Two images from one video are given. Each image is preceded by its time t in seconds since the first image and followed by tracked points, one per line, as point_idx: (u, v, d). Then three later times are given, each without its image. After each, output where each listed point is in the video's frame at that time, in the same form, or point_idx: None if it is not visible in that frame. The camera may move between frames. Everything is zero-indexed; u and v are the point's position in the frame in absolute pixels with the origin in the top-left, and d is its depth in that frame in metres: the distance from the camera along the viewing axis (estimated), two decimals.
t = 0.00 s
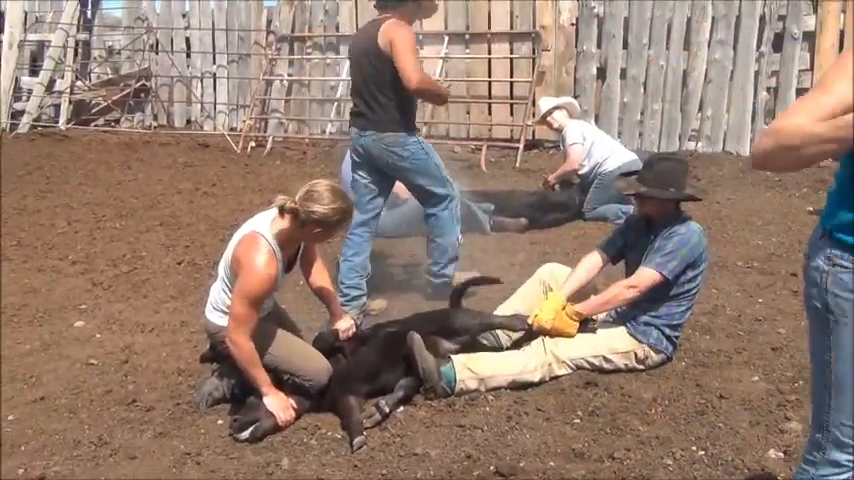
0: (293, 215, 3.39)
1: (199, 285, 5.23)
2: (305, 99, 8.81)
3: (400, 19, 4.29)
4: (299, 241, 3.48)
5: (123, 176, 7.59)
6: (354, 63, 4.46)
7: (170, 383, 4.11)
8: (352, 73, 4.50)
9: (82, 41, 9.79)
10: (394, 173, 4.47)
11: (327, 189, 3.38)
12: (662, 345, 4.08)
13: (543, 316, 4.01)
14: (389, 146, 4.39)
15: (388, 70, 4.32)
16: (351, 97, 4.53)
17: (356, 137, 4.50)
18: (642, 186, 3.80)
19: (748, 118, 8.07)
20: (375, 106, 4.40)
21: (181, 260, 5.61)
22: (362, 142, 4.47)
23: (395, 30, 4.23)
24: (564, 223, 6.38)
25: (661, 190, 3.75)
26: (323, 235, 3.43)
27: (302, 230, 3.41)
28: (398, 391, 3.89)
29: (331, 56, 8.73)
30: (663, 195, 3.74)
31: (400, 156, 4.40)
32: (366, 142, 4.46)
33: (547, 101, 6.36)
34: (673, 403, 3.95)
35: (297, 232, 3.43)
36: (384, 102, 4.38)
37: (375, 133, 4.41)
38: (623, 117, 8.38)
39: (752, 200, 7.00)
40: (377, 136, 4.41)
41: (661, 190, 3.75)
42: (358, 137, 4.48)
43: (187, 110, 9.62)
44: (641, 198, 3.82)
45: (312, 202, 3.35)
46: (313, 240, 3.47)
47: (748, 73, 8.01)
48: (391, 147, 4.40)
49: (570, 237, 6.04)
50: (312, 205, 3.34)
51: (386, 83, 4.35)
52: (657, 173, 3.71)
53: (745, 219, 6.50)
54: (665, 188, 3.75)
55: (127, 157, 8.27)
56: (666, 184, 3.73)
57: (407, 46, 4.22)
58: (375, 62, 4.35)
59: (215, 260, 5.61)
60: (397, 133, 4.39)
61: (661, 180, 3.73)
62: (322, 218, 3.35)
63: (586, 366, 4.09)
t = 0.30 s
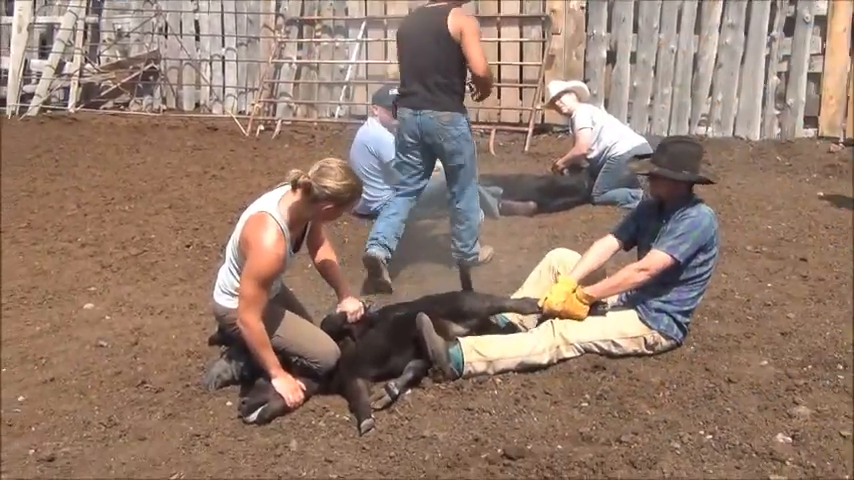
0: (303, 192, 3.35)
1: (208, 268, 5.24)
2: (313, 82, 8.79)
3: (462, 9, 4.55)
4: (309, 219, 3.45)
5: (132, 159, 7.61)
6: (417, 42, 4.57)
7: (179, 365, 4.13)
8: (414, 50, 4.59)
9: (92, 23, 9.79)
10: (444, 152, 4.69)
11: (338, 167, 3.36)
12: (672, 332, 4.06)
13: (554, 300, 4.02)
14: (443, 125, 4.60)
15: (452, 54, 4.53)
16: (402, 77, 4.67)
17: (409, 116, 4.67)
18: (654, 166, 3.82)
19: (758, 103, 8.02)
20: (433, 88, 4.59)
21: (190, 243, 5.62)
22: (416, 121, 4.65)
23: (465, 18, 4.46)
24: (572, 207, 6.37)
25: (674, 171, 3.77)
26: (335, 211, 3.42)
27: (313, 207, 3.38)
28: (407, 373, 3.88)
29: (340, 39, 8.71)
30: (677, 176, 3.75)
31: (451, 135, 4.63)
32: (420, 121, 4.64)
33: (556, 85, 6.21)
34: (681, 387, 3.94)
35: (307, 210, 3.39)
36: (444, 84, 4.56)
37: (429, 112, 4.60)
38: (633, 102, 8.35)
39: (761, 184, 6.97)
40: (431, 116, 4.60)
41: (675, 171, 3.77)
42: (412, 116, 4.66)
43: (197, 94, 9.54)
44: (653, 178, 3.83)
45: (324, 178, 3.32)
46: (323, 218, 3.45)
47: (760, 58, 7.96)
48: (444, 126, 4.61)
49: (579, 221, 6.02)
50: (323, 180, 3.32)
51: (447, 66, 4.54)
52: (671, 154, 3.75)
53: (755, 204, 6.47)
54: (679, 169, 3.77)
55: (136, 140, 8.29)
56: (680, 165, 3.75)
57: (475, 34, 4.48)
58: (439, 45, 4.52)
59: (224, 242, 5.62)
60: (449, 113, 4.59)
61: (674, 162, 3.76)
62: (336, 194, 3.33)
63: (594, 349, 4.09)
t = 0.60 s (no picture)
0: (317, 164, 3.34)
1: (220, 246, 5.26)
2: (325, 61, 8.75)
3: None
4: (322, 194, 3.43)
5: (145, 137, 7.63)
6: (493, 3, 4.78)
7: (191, 342, 4.15)
8: (488, 8, 4.78)
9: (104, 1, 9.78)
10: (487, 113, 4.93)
11: (352, 139, 3.36)
12: (687, 313, 4.03)
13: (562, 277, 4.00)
14: (493, 90, 4.85)
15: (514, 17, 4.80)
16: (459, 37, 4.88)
17: (462, 76, 4.90)
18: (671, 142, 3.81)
19: (773, 84, 7.96)
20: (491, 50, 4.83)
21: (202, 221, 5.64)
22: (468, 81, 4.89)
23: None
24: (585, 187, 6.36)
25: (691, 148, 3.75)
26: (349, 185, 3.40)
27: (326, 180, 3.37)
28: (427, 345, 3.84)
29: (352, 17, 8.67)
30: (694, 152, 3.73)
31: (499, 100, 4.89)
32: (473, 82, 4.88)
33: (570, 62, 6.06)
34: (692, 367, 3.94)
35: (320, 182, 3.38)
36: (502, 48, 4.84)
37: (483, 74, 4.84)
38: (647, 83, 8.30)
39: (775, 166, 6.93)
40: (484, 79, 4.85)
41: (692, 147, 3.75)
42: (465, 76, 4.89)
43: (208, 71, 9.62)
44: (671, 153, 3.82)
45: (337, 149, 3.32)
46: (337, 192, 3.43)
47: (775, 39, 7.90)
48: (493, 91, 4.86)
49: (591, 202, 6.00)
50: (337, 150, 3.31)
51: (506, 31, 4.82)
52: (689, 131, 3.73)
53: (769, 185, 6.43)
54: (695, 146, 3.75)
55: (148, 118, 8.31)
56: (697, 141, 3.74)
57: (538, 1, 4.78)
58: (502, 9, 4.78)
59: (235, 220, 5.64)
60: (501, 79, 4.86)
61: (692, 138, 3.74)
62: (350, 165, 3.33)
63: (606, 330, 4.08)
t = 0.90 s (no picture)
0: (331, 141, 3.34)
1: (229, 233, 5.27)
2: (335, 48, 8.72)
3: None
4: (335, 173, 3.42)
5: (154, 124, 7.63)
6: None
7: (200, 329, 4.16)
8: None
9: None
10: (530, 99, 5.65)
11: (365, 117, 3.36)
12: (694, 303, 4.01)
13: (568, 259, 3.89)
14: (538, 77, 5.48)
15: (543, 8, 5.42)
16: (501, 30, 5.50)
17: (507, 63, 5.52)
18: (681, 133, 3.80)
19: (784, 74, 7.93)
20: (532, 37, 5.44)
21: (211, 208, 5.64)
22: (514, 66, 5.49)
23: None
24: (593, 176, 6.34)
25: (702, 137, 3.73)
26: (362, 163, 3.40)
27: (340, 158, 3.36)
28: (436, 336, 3.82)
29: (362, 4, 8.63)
30: (705, 142, 3.72)
31: (544, 86, 5.51)
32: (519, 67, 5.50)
33: (581, 51, 6.04)
34: (700, 358, 3.93)
35: (334, 161, 3.37)
36: (539, 39, 5.45)
37: (527, 60, 5.46)
38: (657, 73, 8.26)
39: (786, 157, 6.89)
40: (528, 64, 5.46)
41: (703, 137, 3.74)
42: (511, 62, 5.49)
43: (218, 58, 9.61)
44: (679, 145, 3.80)
45: (351, 126, 3.31)
46: (350, 172, 3.41)
47: (787, 29, 7.85)
48: (538, 77, 5.48)
49: (599, 192, 5.98)
50: (350, 127, 3.30)
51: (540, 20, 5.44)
52: (700, 120, 3.73)
53: (779, 176, 6.40)
54: (706, 135, 3.73)
55: (158, 105, 8.30)
56: (707, 131, 3.73)
57: None
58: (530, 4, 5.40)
59: (244, 208, 5.64)
60: (543, 64, 5.47)
61: (702, 128, 3.74)
62: (363, 142, 3.32)
63: (615, 320, 4.07)
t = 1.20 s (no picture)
0: (335, 133, 3.33)
1: (236, 224, 5.27)
2: (342, 39, 8.70)
3: None
4: (340, 165, 3.41)
5: (161, 115, 7.63)
6: None
7: (207, 320, 4.16)
8: None
9: None
10: (574, 82, 5.63)
11: (369, 109, 3.34)
12: (704, 295, 4.01)
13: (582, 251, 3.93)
14: (588, 60, 5.55)
15: None
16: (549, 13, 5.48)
17: (559, 44, 5.47)
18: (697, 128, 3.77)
19: (794, 66, 7.90)
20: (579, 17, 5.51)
21: (219, 199, 5.65)
22: (568, 45, 5.48)
23: None
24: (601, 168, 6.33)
25: (719, 132, 3.71)
26: (366, 154, 3.38)
27: (344, 150, 3.35)
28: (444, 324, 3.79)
29: None
30: (723, 136, 3.70)
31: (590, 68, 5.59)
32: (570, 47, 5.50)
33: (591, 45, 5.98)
34: (708, 350, 3.92)
35: (338, 153, 3.37)
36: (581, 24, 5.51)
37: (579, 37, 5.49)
38: (665, 64, 8.22)
39: (794, 149, 6.87)
40: (580, 41, 5.51)
41: (720, 131, 3.71)
42: (563, 41, 5.47)
43: (225, 49, 9.59)
44: (695, 141, 3.77)
45: (355, 117, 3.30)
46: (355, 163, 3.41)
47: (796, 20, 7.82)
48: (588, 60, 5.55)
49: (607, 184, 5.96)
50: (354, 120, 3.29)
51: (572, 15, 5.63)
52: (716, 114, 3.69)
53: (788, 168, 6.37)
54: (723, 130, 3.71)
55: (166, 95, 8.30)
56: (724, 125, 3.70)
57: None
58: None
59: (252, 199, 5.64)
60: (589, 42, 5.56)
61: (719, 122, 3.71)
62: (367, 134, 3.31)
63: (622, 311, 4.06)
